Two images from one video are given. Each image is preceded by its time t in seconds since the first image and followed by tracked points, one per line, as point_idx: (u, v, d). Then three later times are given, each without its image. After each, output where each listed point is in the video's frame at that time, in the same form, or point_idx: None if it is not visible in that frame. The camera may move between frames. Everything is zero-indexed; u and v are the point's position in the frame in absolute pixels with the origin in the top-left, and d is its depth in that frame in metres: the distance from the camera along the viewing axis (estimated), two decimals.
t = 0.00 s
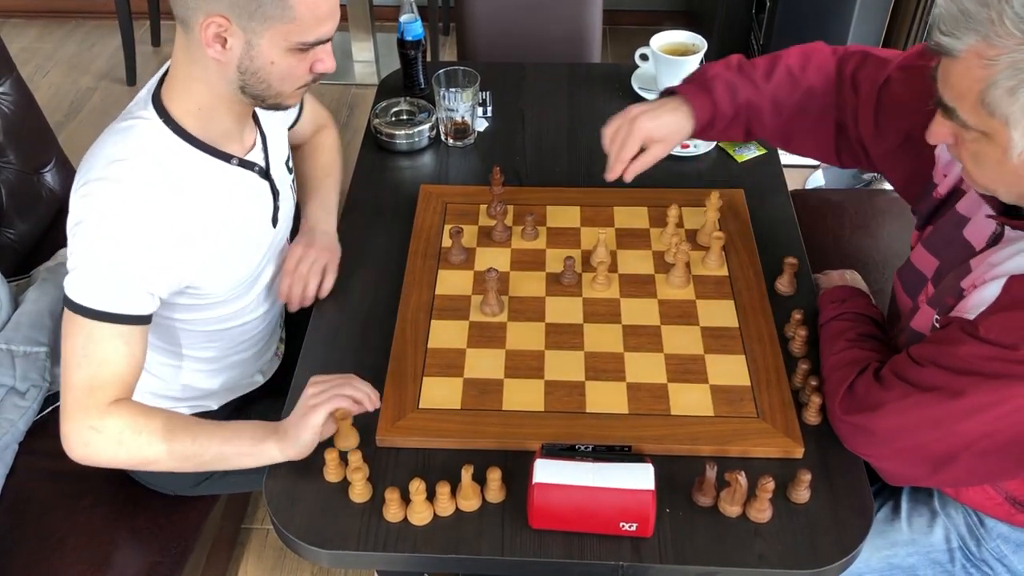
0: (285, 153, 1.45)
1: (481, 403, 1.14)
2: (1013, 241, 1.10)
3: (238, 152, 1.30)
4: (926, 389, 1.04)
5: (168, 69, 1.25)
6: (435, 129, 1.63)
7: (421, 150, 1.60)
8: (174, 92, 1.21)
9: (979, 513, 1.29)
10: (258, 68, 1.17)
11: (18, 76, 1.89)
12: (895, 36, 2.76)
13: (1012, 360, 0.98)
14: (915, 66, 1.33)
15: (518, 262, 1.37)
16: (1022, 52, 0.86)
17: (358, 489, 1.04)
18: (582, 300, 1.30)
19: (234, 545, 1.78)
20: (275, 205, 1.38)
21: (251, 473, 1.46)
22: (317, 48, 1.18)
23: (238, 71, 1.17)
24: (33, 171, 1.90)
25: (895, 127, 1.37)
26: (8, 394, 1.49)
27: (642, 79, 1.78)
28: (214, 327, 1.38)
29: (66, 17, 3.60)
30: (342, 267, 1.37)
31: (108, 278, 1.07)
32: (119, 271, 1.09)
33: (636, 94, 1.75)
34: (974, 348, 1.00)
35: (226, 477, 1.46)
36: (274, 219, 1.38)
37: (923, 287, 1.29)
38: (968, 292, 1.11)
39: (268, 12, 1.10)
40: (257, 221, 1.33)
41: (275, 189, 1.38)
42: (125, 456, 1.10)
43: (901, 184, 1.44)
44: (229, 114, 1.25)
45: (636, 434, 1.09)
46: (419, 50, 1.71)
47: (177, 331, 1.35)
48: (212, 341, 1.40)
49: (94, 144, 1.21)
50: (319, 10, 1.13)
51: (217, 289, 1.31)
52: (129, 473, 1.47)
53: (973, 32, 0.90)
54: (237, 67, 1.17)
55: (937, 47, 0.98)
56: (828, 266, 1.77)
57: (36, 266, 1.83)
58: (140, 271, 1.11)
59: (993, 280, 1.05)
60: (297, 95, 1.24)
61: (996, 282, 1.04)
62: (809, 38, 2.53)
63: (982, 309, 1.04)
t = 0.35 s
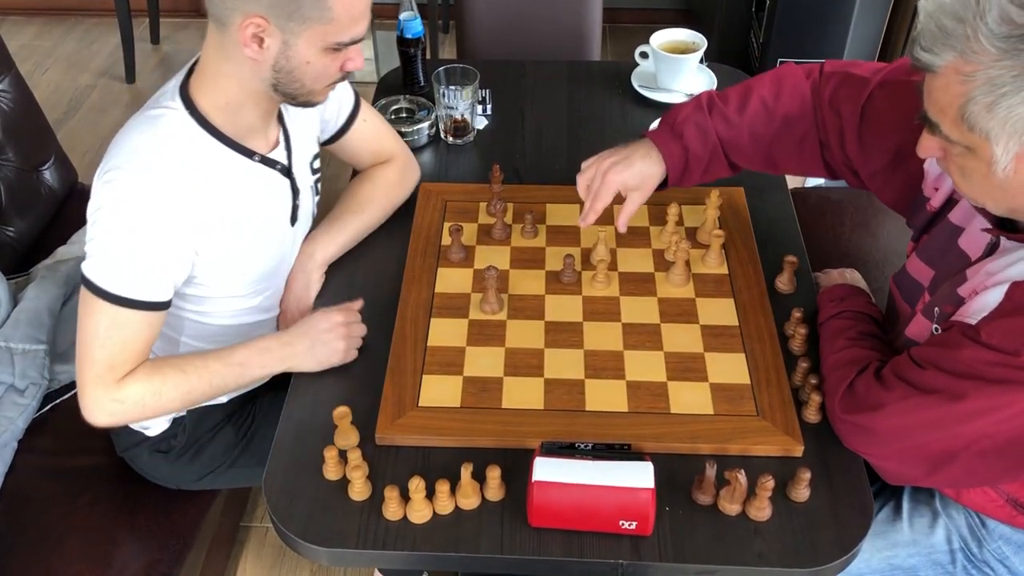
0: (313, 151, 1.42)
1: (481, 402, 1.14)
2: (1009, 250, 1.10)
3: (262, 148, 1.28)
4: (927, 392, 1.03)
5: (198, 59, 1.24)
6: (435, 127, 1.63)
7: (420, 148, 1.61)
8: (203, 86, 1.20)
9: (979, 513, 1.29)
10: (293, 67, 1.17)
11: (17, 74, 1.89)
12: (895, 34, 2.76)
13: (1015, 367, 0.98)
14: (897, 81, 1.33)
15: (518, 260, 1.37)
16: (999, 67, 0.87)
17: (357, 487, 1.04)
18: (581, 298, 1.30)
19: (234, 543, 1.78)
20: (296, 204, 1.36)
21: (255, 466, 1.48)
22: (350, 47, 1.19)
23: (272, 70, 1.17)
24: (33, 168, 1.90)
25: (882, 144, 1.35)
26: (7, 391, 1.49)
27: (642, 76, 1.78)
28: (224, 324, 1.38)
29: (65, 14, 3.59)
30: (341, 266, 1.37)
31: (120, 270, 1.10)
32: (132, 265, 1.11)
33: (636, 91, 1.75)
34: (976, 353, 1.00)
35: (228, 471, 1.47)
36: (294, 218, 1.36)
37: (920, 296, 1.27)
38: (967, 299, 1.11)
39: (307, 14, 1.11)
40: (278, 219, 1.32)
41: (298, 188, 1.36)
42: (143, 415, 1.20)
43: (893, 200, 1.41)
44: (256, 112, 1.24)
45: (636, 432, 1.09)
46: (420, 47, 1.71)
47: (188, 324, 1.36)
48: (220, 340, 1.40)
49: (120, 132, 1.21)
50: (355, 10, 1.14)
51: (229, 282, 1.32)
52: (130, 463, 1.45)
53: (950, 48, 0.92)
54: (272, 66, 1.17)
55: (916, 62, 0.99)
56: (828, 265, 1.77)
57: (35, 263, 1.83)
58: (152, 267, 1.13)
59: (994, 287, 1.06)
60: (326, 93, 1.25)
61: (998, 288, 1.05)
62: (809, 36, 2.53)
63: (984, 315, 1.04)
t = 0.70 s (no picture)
0: (327, 149, 1.42)
1: (481, 399, 1.14)
2: (1002, 254, 1.08)
3: (282, 145, 1.28)
4: (926, 392, 1.04)
5: (223, 56, 1.24)
6: (435, 124, 1.63)
7: (420, 145, 1.61)
8: (227, 82, 1.20)
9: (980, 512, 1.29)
10: (319, 69, 1.18)
11: (17, 70, 1.89)
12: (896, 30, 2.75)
13: (1014, 368, 0.98)
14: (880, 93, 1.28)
15: (518, 257, 1.37)
16: (988, 87, 0.87)
17: (357, 484, 1.04)
18: (581, 295, 1.30)
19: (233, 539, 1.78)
20: (309, 202, 1.35)
21: (251, 468, 1.47)
22: (377, 54, 1.20)
23: (300, 69, 1.18)
24: (32, 165, 1.90)
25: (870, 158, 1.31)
26: (7, 388, 1.48)
27: (642, 73, 1.78)
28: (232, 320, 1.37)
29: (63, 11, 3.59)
30: (341, 263, 1.37)
31: (136, 263, 1.10)
32: (148, 258, 1.11)
33: (636, 88, 1.75)
34: (976, 355, 1.00)
35: (224, 472, 1.46)
36: (309, 217, 1.36)
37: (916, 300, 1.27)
38: (965, 302, 1.10)
39: (337, 16, 1.11)
40: (295, 218, 1.32)
41: (313, 187, 1.36)
42: (152, 406, 1.21)
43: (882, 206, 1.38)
44: (279, 109, 1.24)
45: (636, 429, 1.09)
46: (420, 44, 1.70)
47: (197, 321, 1.35)
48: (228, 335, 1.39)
49: (142, 126, 1.21)
50: (385, 18, 1.14)
51: (242, 280, 1.31)
52: (129, 462, 1.46)
53: (938, 69, 0.91)
54: (299, 66, 1.17)
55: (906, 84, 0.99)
56: (827, 262, 1.77)
57: (35, 260, 1.83)
58: (169, 261, 1.13)
59: (994, 288, 1.04)
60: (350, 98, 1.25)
61: (999, 289, 1.03)
62: (809, 35, 2.53)
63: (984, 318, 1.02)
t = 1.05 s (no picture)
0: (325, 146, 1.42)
1: (481, 396, 1.14)
2: (1008, 260, 1.09)
3: (280, 139, 1.28)
4: (929, 394, 1.03)
5: (222, 49, 1.24)
6: (434, 121, 1.63)
7: (420, 142, 1.61)
8: (227, 75, 1.20)
9: (981, 511, 1.29)
10: (317, 64, 1.18)
11: (16, 67, 1.89)
12: (896, 25, 2.74)
13: (1018, 375, 0.98)
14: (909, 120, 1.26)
15: (518, 255, 1.37)
16: (1011, 86, 0.87)
17: (357, 481, 1.04)
18: (582, 293, 1.30)
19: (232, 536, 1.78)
20: (308, 197, 1.35)
21: (251, 466, 1.48)
22: (376, 50, 1.20)
23: (297, 64, 1.18)
24: (31, 163, 1.89)
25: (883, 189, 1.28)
26: (7, 385, 1.49)
27: (642, 71, 1.78)
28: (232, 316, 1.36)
29: (62, 8, 3.58)
30: (342, 262, 1.37)
31: (135, 254, 1.10)
32: (148, 249, 1.10)
33: (636, 86, 1.75)
34: (979, 361, 1.00)
35: (224, 470, 1.46)
36: (308, 212, 1.36)
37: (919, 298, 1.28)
38: (971, 306, 1.11)
39: (336, 12, 1.12)
40: (293, 212, 1.32)
41: (311, 182, 1.35)
42: (153, 404, 1.19)
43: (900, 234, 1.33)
44: (277, 104, 1.24)
45: (636, 427, 1.09)
46: (420, 41, 1.70)
47: (196, 317, 1.34)
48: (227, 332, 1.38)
49: (142, 120, 1.21)
50: (383, 15, 1.14)
51: (241, 275, 1.30)
52: (128, 461, 1.46)
53: (960, 65, 0.91)
54: (297, 61, 1.17)
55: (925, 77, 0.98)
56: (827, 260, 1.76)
57: (34, 258, 1.82)
58: (169, 252, 1.12)
59: (1000, 293, 1.05)
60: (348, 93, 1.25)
61: (1004, 295, 1.04)
62: (810, 32, 2.53)
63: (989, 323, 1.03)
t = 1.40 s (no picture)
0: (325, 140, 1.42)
1: (480, 395, 1.14)
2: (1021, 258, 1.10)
3: (281, 129, 1.28)
4: (929, 395, 1.05)
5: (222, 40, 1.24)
6: (433, 121, 1.63)
7: (419, 142, 1.61)
8: (227, 65, 1.20)
9: (982, 516, 1.29)
10: (314, 50, 1.17)
11: (14, 67, 1.89)
12: (896, 23, 2.73)
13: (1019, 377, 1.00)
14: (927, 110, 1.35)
15: (517, 255, 1.37)
16: None
17: (357, 480, 1.04)
18: (581, 292, 1.30)
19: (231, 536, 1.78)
20: (309, 189, 1.35)
21: (250, 465, 1.47)
22: (372, 35, 1.20)
23: (296, 52, 1.17)
24: (30, 163, 1.90)
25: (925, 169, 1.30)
26: (6, 385, 1.49)
27: (641, 71, 1.78)
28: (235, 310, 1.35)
29: (61, 7, 3.58)
30: (341, 261, 1.37)
31: (141, 239, 1.09)
32: (154, 234, 1.10)
33: (634, 86, 1.76)
34: (980, 362, 1.02)
35: (224, 468, 1.46)
36: (307, 205, 1.36)
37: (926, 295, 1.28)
38: (978, 305, 1.12)
39: None
40: (296, 202, 1.31)
41: (311, 173, 1.35)
42: (155, 397, 1.18)
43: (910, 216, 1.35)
44: (278, 93, 1.24)
45: (634, 426, 1.09)
46: (418, 41, 1.71)
47: (199, 310, 1.32)
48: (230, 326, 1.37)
49: (145, 111, 1.21)
50: None
51: (243, 265, 1.29)
52: (128, 459, 1.46)
53: (982, 43, 0.93)
54: (295, 48, 1.17)
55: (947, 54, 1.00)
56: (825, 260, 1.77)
57: (34, 257, 1.83)
58: (174, 238, 1.12)
59: (1003, 294, 1.06)
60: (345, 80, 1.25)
61: (1006, 297, 1.05)
62: (809, 32, 2.53)
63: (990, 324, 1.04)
